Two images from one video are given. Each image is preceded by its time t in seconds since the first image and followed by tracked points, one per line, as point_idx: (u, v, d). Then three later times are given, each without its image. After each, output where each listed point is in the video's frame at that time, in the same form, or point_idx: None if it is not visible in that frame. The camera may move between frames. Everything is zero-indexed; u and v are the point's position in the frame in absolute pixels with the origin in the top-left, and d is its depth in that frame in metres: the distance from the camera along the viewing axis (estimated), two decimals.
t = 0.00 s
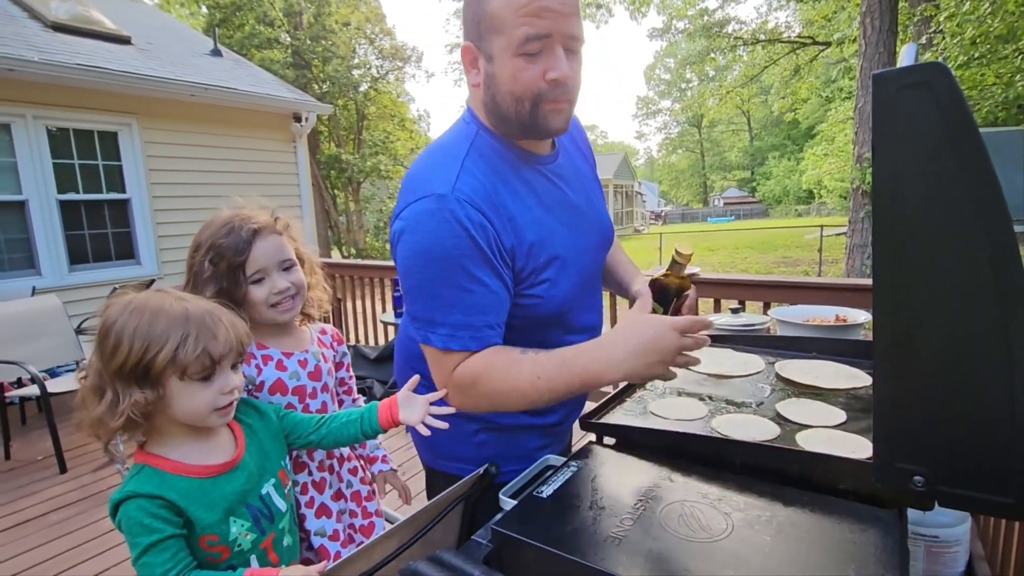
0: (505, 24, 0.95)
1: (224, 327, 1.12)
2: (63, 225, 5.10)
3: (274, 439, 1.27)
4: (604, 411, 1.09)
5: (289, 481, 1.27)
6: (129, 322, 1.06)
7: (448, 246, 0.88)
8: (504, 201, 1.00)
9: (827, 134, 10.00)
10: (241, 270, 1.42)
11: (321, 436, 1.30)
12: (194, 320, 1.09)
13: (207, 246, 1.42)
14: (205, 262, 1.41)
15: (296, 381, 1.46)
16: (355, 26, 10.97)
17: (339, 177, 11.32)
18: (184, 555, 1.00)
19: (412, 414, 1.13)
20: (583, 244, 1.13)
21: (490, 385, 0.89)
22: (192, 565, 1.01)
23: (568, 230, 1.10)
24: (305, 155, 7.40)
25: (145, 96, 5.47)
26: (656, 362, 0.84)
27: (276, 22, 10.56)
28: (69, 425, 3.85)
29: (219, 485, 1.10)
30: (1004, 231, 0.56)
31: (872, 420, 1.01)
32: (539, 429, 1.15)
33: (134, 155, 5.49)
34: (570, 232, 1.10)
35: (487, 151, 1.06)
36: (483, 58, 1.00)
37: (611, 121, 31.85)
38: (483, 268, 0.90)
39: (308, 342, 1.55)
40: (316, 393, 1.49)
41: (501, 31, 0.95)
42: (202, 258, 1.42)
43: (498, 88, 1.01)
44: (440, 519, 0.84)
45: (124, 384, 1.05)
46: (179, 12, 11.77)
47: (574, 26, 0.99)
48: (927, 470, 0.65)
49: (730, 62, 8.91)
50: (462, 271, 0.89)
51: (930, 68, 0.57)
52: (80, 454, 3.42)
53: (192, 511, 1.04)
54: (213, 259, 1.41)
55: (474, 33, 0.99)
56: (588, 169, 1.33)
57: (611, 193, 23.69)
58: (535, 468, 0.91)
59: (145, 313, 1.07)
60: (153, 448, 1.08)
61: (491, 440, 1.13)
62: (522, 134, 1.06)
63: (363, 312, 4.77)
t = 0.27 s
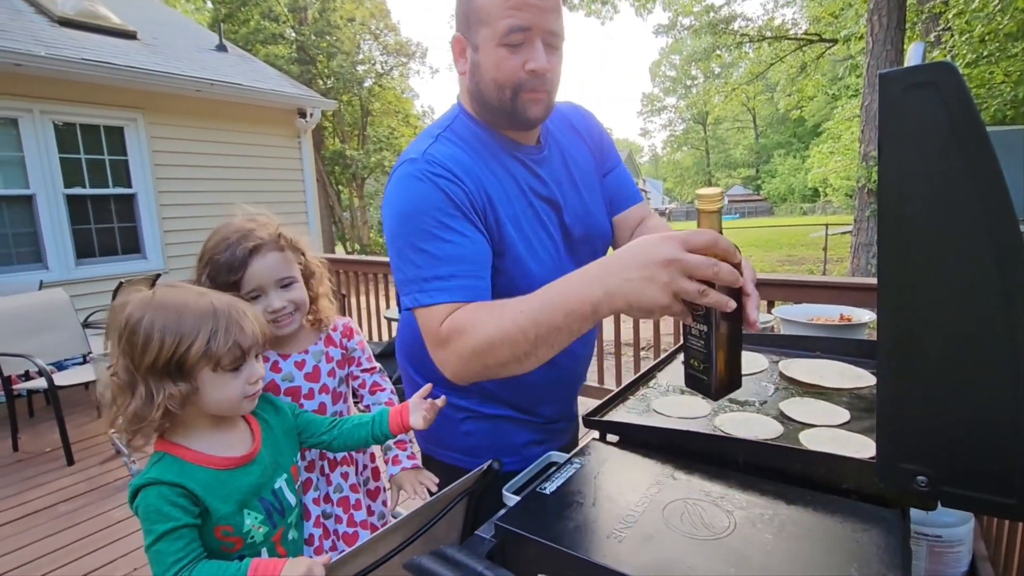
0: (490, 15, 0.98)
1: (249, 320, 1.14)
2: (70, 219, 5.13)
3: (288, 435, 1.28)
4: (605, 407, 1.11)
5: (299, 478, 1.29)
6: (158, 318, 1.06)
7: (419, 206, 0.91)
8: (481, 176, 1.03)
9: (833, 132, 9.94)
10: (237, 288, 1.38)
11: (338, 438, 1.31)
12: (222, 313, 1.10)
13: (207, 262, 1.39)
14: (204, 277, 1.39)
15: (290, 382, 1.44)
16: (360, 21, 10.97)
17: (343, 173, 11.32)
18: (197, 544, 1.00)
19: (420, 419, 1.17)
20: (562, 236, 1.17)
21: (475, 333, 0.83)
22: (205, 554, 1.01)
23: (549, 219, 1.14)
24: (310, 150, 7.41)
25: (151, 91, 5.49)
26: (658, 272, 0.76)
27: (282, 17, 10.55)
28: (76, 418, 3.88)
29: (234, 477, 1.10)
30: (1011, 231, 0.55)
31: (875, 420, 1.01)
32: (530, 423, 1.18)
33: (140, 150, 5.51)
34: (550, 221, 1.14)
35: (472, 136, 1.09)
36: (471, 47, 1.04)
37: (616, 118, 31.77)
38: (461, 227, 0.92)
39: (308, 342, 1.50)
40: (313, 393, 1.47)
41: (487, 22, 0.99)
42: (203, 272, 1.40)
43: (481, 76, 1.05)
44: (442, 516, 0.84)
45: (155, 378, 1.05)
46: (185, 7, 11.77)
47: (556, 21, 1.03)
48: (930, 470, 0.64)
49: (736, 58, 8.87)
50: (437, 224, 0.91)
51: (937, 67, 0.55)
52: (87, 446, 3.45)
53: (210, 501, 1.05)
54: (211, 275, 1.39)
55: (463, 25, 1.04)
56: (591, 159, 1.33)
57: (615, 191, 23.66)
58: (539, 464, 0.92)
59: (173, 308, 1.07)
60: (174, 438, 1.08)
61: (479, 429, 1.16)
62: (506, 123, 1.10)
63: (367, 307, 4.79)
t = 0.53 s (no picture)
0: (492, 12, 0.98)
1: (262, 311, 1.14)
2: (75, 212, 5.14)
3: (304, 427, 1.28)
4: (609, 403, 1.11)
5: (316, 470, 1.27)
6: (170, 309, 1.07)
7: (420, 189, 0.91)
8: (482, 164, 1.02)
9: (838, 129, 9.89)
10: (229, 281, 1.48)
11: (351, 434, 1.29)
12: (233, 304, 1.10)
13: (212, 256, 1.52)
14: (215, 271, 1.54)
15: (298, 364, 1.46)
16: (365, 16, 10.95)
17: (347, 168, 11.32)
18: (208, 536, 1.01)
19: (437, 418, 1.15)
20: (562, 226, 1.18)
21: (472, 307, 0.74)
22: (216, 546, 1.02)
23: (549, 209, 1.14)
24: (314, 145, 7.41)
25: (156, 85, 5.49)
26: (693, 304, 0.59)
27: (286, 11, 10.53)
28: (81, 410, 3.90)
29: (246, 470, 1.11)
30: None
31: (882, 418, 1.00)
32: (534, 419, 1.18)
33: (145, 143, 5.52)
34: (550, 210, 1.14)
35: (470, 128, 1.09)
36: (474, 43, 1.04)
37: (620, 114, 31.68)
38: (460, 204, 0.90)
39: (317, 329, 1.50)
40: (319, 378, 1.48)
41: (489, 19, 0.99)
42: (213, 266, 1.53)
43: (482, 73, 1.04)
44: (446, 512, 0.87)
45: (169, 368, 1.06)
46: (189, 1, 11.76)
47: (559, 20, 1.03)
48: (941, 469, 0.61)
49: (741, 54, 8.83)
50: (443, 200, 0.89)
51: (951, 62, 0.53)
52: (93, 438, 3.47)
53: (220, 495, 1.06)
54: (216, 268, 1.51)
55: (466, 21, 1.04)
56: (583, 142, 1.33)
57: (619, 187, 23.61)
58: (544, 459, 0.92)
59: (185, 299, 1.08)
60: (190, 431, 1.10)
61: (485, 423, 1.16)
62: (506, 121, 1.09)
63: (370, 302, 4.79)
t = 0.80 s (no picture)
0: (505, 9, 0.97)
1: (254, 309, 1.13)
2: (79, 205, 5.15)
3: (307, 423, 1.27)
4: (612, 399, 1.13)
5: (321, 466, 1.27)
6: (163, 307, 1.09)
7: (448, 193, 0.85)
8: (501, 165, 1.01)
9: (843, 126, 9.84)
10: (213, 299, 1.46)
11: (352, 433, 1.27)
12: (224, 305, 1.10)
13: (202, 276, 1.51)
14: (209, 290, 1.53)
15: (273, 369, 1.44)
16: (368, 10, 10.92)
17: (350, 162, 11.30)
18: (210, 532, 1.01)
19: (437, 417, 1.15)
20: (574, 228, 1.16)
21: (502, 344, 0.64)
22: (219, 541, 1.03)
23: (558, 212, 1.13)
24: (317, 139, 7.40)
25: (159, 78, 5.49)
26: (718, 474, 0.43)
27: (289, 5, 10.51)
28: (84, 403, 3.91)
29: (248, 467, 1.11)
30: None
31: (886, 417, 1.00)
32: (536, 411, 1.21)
33: (148, 137, 5.52)
34: (559, 213, 1.13)
35: (484, 127, 1.08)
36: (484, 40, 1.03)
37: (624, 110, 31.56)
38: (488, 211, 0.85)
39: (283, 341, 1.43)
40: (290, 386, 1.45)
41: (502, 15, 0.98)
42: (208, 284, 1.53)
43: (495, 70, 1.03)
44: (449, 509, 0.87)
45: (159, 365, 1.08)
46: None
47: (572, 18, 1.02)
48: (944, 468, 0.60)
49: (746, 51, 8.78)
50: (472, 207, 0.84)
51: (961, 59, 0.52)
52: (96, 431, 3.48)
53: (221, 491, 1.06)
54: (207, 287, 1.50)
55: (475, 16, 1.02)
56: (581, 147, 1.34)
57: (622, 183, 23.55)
58: (548, 455, 0.91)
59: (177, 298, 1.09)
60: (191, 426, 1.10)
61: (489, 416, 1.19)
62: (515, 120, 1.09)
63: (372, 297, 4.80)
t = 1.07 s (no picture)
0: (516, 8, 0.96)
1: (247, 307, 1.13)
2: (83, 199, 5.16)
3: (306, 418, 1.28)
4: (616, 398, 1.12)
5: (318, 460, 1.28)
6: (158, 304, 1.08)
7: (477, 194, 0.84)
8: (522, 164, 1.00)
9: (849, 124, 9.79)
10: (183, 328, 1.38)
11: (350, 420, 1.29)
12: (219, 303, 1.10)
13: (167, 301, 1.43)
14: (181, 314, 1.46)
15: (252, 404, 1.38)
16: (372, 5, 10.90)
17: (353, 158, 11.31)
18: (210, 527, 1.02)
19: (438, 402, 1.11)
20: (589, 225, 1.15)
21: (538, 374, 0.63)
22: (218, 537, 1.03)
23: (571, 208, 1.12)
24: (321, 135, 7.40)
25: (163, 73, 5.49)
26: (710, 564, 0.43)
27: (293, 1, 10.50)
28: (88, 397, 3.93)
29: (246, 462, 1.11)
30: None
31: (890, 416, 0.99)
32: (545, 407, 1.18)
33: (152, 132, 5.53)
34: (574, 209, 1.11)
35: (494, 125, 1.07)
36: (493, 39, 1.02)
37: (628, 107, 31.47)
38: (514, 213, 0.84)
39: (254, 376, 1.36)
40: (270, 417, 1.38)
41: (512, 14, 0.96)
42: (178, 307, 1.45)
43: (505, 70, 1.03)
44: (451, 503, 0.86)
45: (152, 361, 1.08)
46: None
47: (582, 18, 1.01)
48: (947, 469, 0.60)
49: (752, 48, 8.75)
50: (501, 211, 0.82)
51: (972, 56, 0.50)
52: (99, 424, 3.50)
53: (219, 486, 1.06)
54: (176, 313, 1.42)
55: (486, 15, 1.01)
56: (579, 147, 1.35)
57: (625, 181, 23.51)
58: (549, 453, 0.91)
59: (172, 295, 1.09)
60: (187, 423, 1.11)
61: (500, 413, 1.15)
62: (526, 120, 1.08)
63: (375, 294, 4.80)
